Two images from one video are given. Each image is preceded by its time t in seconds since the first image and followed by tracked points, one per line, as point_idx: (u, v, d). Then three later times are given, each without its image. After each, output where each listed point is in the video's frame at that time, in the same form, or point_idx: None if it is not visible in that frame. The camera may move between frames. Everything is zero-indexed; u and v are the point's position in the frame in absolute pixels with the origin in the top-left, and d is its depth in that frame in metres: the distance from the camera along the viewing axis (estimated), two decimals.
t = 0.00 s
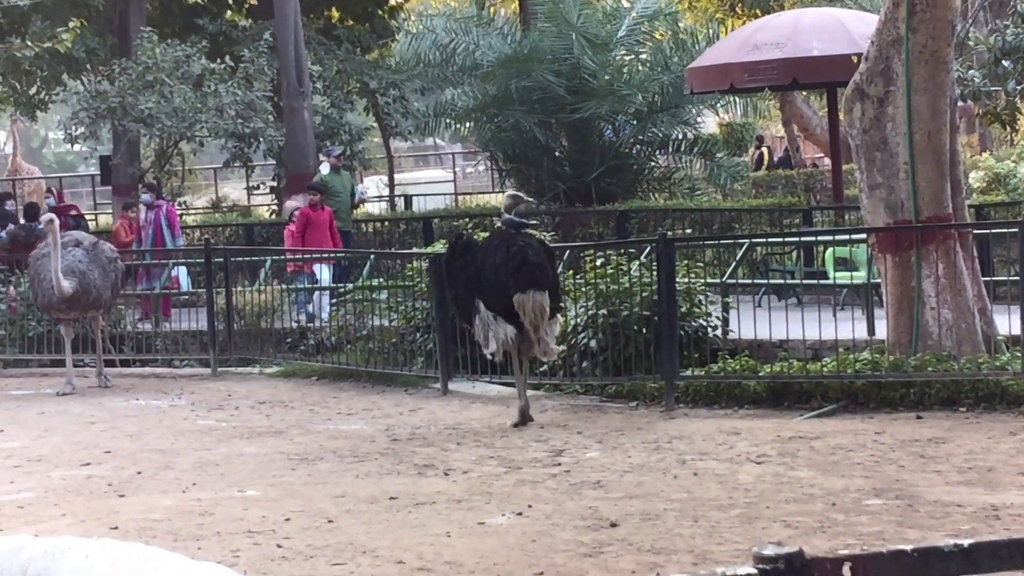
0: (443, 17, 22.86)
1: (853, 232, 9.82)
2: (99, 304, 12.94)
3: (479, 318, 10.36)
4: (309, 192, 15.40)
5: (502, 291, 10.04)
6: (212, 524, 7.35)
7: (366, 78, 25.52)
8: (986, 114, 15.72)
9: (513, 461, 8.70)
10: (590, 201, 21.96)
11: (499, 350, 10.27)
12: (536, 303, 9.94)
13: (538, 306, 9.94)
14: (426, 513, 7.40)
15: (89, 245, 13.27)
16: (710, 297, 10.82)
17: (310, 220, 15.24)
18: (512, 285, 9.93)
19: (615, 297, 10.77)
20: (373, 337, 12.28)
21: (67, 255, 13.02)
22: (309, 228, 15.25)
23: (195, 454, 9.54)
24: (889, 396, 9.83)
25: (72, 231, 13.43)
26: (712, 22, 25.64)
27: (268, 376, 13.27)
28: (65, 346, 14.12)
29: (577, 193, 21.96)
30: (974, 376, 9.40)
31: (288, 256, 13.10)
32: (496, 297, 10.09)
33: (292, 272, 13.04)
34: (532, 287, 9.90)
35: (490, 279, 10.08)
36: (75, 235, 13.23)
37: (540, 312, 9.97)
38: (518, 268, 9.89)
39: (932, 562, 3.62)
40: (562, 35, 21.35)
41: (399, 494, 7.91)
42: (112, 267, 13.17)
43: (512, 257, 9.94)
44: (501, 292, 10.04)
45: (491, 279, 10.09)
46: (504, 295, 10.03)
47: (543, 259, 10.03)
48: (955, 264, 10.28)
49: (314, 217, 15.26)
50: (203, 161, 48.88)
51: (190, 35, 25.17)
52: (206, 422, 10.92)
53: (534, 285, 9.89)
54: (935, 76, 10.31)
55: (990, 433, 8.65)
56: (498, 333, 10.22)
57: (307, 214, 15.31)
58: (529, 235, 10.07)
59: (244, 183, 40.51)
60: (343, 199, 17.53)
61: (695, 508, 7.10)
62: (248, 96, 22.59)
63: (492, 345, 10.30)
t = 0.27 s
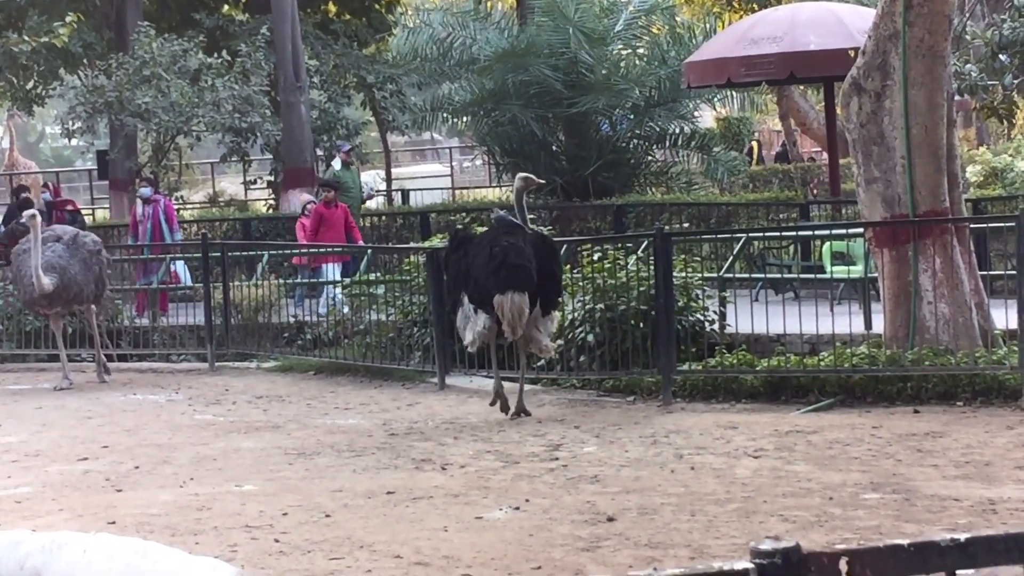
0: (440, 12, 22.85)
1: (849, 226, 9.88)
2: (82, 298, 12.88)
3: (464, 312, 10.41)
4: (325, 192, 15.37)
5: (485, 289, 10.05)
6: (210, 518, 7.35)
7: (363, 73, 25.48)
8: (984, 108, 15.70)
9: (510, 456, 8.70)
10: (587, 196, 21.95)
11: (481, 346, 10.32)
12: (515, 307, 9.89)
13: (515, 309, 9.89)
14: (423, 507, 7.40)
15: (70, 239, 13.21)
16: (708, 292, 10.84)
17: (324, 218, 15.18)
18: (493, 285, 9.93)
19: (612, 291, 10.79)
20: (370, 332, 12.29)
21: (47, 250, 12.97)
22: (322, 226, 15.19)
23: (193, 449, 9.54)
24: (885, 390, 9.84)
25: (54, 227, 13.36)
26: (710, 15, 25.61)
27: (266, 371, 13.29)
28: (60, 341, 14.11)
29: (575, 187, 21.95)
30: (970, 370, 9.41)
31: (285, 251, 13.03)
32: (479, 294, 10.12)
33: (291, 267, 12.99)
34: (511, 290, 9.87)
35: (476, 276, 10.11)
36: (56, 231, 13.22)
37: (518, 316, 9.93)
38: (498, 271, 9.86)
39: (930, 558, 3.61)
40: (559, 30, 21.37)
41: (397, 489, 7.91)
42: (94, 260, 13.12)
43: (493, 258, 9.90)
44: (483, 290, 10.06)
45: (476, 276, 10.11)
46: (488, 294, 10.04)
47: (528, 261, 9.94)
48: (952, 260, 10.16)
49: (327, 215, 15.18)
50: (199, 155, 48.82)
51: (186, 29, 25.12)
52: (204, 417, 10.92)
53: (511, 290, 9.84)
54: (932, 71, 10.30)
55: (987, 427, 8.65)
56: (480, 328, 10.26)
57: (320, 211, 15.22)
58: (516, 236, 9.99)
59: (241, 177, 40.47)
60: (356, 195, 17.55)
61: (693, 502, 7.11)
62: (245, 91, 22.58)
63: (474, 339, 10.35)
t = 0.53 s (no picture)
0: (429, 7, 22.83)
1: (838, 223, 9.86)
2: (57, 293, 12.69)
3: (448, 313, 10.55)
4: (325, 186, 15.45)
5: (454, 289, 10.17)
6: (199, 514, 7.34)
7: (352, 68, 25.44)
8: (974, 103, 15.72)
9: (500, 451, 8.70)
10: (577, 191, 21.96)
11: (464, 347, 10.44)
12: (471, 311, 9.99)
13: (475, 307, 9.96)
14: (412, 503, 7.40)
15: (48, 233, 13.01)
16: (697, 287, 10.86)
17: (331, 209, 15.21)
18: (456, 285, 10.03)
19: (602, 286, 10.80)
20: (360, 327, 12.29)
21: (24, 244, 12.77)
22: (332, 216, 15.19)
23: (182, 444, 9.52)
24: (875, 385, 9.86)
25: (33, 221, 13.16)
26: (700, 10, 25.61)
27: (255, 366, 13.26)
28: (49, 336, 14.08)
29: (564, 182, 21.97)
30: (960, 365, 9.43)
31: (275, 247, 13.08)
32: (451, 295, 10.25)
33: (279, 263, 13.00)
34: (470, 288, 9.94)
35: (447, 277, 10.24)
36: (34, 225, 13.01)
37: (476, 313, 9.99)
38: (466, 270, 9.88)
39: (918, 551, 3.35)
40: (548, 25, 21.36)
41: (387, 484, 7.91)
42: (73, 254, 12.91)
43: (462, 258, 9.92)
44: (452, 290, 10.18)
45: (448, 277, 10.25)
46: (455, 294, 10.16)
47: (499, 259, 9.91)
48: (942, 254, 10.28)
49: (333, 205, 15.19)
50: (188, 150, 48.75)
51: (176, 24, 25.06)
52: (193, 412, 10.90)
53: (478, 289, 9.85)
54: (921, 66, 10.31)
55: (976, 422, 8.67)
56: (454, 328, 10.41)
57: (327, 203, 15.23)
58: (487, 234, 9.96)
59: (231, 172, 40.42)
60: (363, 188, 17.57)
61: (682, 497, 7.12)
62: (235, 86, 22.52)
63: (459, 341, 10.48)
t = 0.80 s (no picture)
0: (410, 3, 22.76)
1: (821, 217, 9.89)
2: (26, 288, 12.46)
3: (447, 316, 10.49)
4: (327, 184, 15.43)
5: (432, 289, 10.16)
6: (180, 510, 7.32)
7: (334, 64, 25.38)
8: (954, 100, 15.75)
9: (481, 447, 8.69)
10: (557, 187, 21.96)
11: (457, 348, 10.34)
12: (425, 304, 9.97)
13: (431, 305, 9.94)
14: (393, 499, 7.38)
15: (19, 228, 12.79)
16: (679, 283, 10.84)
17: (335, 206, 15.17)
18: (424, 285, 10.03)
19: (583, 283, 10.78)
20: (341, 323, 12.27)
21: None
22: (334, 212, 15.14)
23: (163, 440, 9.49)
24: (855, 381, 9.88)
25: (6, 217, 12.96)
26: (681, 7, 25.61)
27: (236, 362, 13.22)
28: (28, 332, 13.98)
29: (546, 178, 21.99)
30: (941, 361, 9.46)
31: (256, 242, 12.97)
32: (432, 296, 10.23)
33: (261, 259, 12.92)
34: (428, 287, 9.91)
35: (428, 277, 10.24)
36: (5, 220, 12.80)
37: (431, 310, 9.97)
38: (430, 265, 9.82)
39: (897, 547, 3.31)
40: (530, 21, 21.38)
41: (368, 480, 7.89)
42: (43, 250, 12.69)
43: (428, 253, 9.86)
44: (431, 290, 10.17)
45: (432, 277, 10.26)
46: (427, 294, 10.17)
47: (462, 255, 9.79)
48: (922, 250, 10.26)
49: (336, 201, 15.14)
50: (170, 146, 48.66)
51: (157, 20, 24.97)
52: (174, 408, 10.86)
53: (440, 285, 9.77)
54: (902, 62, 10.34)
55: (956, 418, 8.69)
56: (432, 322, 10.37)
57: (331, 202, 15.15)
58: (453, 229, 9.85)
59: (213, 169, 40.35)
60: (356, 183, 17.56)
61: (663, 494, 7.12)
62: (216, 82, 22.52)
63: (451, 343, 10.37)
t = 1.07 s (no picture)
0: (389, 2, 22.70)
1: (799, 216, 9.89)
2: None
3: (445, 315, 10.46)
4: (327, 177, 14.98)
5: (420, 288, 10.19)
6: (157, 509, 7.28)
7: (312, 62, 25.29)
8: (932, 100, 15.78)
9: (459, 446, 8.68)
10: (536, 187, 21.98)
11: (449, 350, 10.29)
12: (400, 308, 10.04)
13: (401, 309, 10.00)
14: (371, 498, 7.36)
15: None
16: (656, 282, 10.96)
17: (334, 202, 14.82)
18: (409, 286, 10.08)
19: (561, 282, 10.81)
20: (319, 322, 12.21)
21: None
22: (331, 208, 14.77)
23: (140, 440, 9.44)
24: (833, 380, 9.91)
25: None
26: (660, 6, 25.63)
27: (214, 361, 13.16)
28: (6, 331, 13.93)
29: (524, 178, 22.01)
30: (918, 360, 9.48)
31: (234, 242, 13.03)
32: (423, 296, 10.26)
33: (238, 258, 12.96)
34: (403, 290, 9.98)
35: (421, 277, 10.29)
36: None
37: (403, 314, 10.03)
38: (414, 266, 9.89)
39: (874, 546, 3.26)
40: (508, 20, 21.28)
41: (346, 479, 7.87)
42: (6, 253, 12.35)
43: (413, 254, 9.94)
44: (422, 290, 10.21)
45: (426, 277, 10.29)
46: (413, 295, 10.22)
47: (442, 255, 9.80)
48: (899, 249, 10.31)
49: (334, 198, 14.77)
50: (148, 145, 48.50)
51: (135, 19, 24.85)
52: (151, 407, 10.82)
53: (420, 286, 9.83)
54: (880, 62, 10.34)
55: (933, 417, 8.72)
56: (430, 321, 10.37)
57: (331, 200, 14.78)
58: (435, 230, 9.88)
59: (191, 167, 40.22)
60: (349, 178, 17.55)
61: (641, 492, 7.13)
62: (193, 80, 22.44)
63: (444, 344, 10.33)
